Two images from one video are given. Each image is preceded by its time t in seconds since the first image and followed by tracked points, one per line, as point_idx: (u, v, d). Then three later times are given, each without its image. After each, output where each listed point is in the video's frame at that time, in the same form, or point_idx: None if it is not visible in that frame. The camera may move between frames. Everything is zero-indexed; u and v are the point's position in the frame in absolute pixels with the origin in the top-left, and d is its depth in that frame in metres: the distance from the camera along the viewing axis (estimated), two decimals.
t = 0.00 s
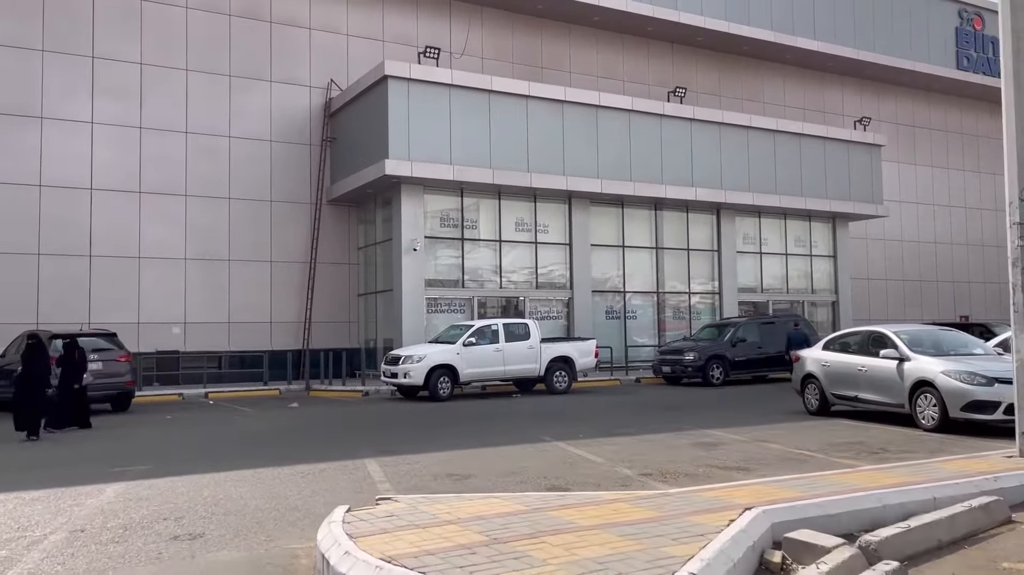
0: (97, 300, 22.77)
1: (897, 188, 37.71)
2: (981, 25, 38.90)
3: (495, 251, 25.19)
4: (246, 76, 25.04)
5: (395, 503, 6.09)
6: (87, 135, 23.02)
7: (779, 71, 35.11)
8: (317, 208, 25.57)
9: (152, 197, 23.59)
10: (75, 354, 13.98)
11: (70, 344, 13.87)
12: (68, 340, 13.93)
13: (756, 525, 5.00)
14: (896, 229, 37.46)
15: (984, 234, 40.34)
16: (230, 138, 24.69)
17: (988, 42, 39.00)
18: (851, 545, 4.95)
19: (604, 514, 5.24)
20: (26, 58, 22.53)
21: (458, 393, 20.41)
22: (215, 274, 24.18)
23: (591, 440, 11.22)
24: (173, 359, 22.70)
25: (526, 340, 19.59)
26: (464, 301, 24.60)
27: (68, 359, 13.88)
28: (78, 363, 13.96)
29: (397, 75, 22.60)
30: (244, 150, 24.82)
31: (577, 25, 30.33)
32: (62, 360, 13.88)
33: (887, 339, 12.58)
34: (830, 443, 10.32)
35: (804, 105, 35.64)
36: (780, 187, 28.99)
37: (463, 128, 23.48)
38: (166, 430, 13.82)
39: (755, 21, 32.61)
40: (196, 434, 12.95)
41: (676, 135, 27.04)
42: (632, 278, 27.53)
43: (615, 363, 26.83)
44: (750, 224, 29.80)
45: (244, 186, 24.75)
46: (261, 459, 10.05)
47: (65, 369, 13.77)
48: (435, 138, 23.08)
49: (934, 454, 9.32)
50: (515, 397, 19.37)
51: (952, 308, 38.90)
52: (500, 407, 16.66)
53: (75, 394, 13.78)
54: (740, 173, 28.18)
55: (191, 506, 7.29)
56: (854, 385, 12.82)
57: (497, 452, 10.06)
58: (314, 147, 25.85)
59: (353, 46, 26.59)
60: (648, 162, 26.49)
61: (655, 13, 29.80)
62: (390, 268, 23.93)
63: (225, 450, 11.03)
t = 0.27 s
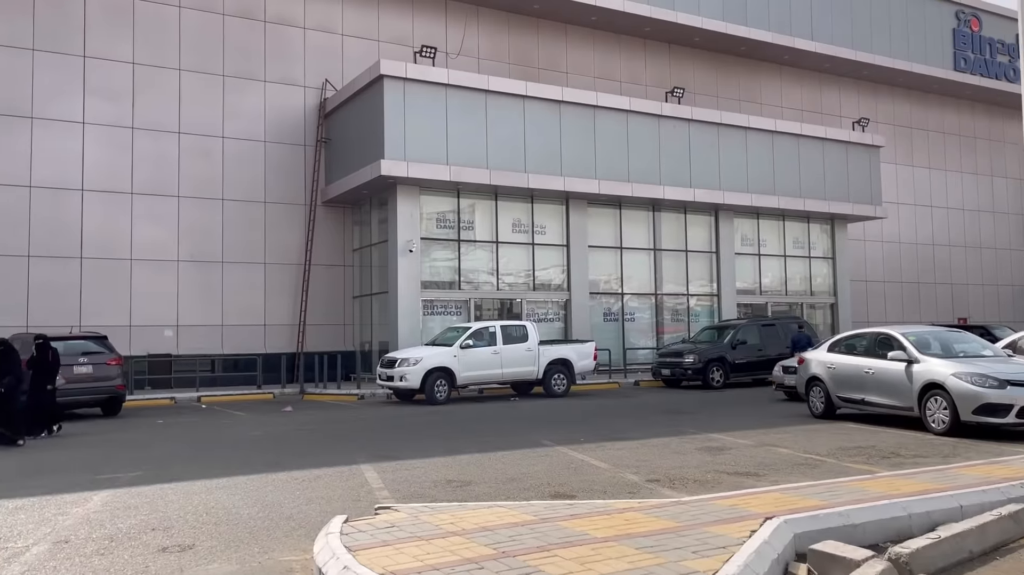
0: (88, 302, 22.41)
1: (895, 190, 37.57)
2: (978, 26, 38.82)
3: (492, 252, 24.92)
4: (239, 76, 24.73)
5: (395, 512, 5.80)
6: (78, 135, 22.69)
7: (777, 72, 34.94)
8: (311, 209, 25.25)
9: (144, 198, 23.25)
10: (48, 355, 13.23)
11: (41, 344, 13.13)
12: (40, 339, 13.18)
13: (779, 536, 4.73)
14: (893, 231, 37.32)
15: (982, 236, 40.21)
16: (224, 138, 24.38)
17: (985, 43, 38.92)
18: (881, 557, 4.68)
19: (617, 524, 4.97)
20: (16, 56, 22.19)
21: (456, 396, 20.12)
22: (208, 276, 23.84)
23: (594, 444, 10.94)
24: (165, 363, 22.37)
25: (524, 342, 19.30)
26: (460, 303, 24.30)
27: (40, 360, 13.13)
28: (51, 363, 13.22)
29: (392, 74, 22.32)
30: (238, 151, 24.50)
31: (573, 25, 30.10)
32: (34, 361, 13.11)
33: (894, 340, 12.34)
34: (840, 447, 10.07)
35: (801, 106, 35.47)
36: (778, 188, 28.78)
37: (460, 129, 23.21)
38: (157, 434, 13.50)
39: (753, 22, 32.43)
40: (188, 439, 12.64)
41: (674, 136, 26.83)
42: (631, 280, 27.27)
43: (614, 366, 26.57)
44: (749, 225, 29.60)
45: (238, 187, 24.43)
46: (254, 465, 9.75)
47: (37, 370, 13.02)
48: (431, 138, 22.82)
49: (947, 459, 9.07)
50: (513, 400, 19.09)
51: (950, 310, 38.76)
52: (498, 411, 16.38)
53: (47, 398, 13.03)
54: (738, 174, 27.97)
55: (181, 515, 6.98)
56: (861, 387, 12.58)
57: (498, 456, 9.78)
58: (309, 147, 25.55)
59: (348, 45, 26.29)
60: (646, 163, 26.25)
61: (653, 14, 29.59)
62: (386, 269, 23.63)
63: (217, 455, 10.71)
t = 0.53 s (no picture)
0: (76, 305, 22.02)
1: (891, 191, 37.44)
2: (973, 27, 38.76)
3: (487, 254, 24.63)
4: (231, 76, 24.39)
5: (394, 527, 5.49)
6: (66, 135, 22.31)
7: (772, 73, 34.76)
8: (304, 210, 24.90)
9: (134, 199, 22.88)
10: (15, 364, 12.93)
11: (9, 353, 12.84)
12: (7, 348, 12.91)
13: (805, 554, 4.45)
14: (889, 232, 37.19)
15: (977, 237, 40.12)
16: (215, 139, 24.02)
17: (980, 44, 38.85)
18: None
19: (631, 542, 4.67)
20: (2, 55, 21.80)
21: (451, 400, 19.81)
22: (199, 279, 23.47)
23: (595, 451, 10.64)
24: (155, 367, 22.01)
25: (521, 345, 19.00)
26: (454, 305, 23.99)
27: (7, 370, 12.84)
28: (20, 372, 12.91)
29: (386, 73, 22.02)
30: (229, 152, 24.15)
31: (568, 25, 29.85)
32: (1, 370, 12.85)
33: (901, 343, 12.09)
34: (849, 453, 9.79)
35: (797, 107, 35.30)
36: (775, 189, 28.57)
37: (455, 129, 22.93)
38: (145, 441, 13.14)
39: (749, 22, 32.25)
40: (178, 446, 12.30)
41: (671, 137, 26.60)
42: (627, 282, 27.01)
43: (610, 368, 26.31)
44: (745, 227, 29.39)
45: (229, 188, 24.07)
46: (245, 474, 9.41)
47: (3, 380, 12.74)
48: (426, 138, 22.52)
49: (961, 465, 8.81)
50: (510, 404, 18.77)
51: (947, 312, 38.64)
52: (495, 415, 16.07)
53: (13, 409, 12.67)
54: (735, 175, 27.76)
55: (168, 529, 6.65)
56: (866, 391, 12.33)
57: (497, 464, 9.47)
58: (301, 148, 25.22)
59: (340, 45, 25.97)
60: (642, 164, 26.01)
61: (648, 13, 29.37)
62: (380, 272, 23.31)
63: (207, 463, 10.37)
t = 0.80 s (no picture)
0: (62, 308, 21.61)
1: (884, 191, 37.41)
2: (964, 27, 38.78)
3: (481, 255, 24.36)
4: (220, 74, 24.04)
5: (395, 538, 5.23)
6: (52, 134, 21.91)
7: (765, 73, 34.65)
8: (294, 211, 24.56)
9: (121, 199, 22.50)
10: None
11: None
12: None
13: (835, 566, 4.21)
14: (882, 232, 37.15)
15: (969, 237, 40.16)
16: (204, 138, 23.67)
17: (972, 44, 38.88)
18: None
19: (649, 554, 4.42)
20: None
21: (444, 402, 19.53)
22: (188, 280, 23.11)
23: (596, 454, 10.39)
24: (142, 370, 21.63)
25: (516, 346, 18.74)
26: (447, 306, 23.71)
27: None
28: None
29: (378, 71, 21.73)
30: (219, 151, 23.80)
31: (561, 24, 29.64)
32: None
33: (904, 342, 11.90)
34: (855, 456, 9.59)
35: (789, 107, 35.21)
36: (769, 189, 28.42)
37: (448, 128, 22.66)
38: (132, 445, 12.81)
39: (742, 22, 32.13)
40: (167, 450, 11.99)
41: (664, 136, 26.40)
42: (621, 282, 26.80)
43: (605, 370, 26.08)
44: (739, 227, 29.23)
45: (219, 188, 23.72)
46: (236, 480, 9.11)
47: None
48: (418, 137, 22.24)
49: (972, 468, 8.62)
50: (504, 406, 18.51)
51: (939, 312, 38.64)
52: (491, 417, 15.81)
53: None
54: (729, 176, 27.59)
55: (156, 540, 6.36)
56: (869, 392, 12.15)
57: (497, 468, 9.21)
58: (291, 148, 24.89)
59: (331, 43, 25.64)
60: (636, 163, 25.81)
61: (641, 12, 29.18)
62: (371, 272, 23.00)
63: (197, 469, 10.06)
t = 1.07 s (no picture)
0: (43, 310, 21.18)
1: (872, 191, 37.44)
2: (952, 28, 38.89)
3: (470, 255, 24.09)
4: (205, 72, 23.67)
5: (395, 555, 4.97)
6: (33, 133, 21.48)
7: (754, 73, 34.58)
8: (281, 210, 24.22)
9: (104, 199, 22.09)
10: None
11: None
12: None
13: None
14: (870, 233, 37.18)
15: (956, 238, 40.29)
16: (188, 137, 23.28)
17: (959, 45, 38.98)
18: None
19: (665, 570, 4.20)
20: None
21: (435, 405, 19.26)
22: (173, 282, 22.72)
23: (593, 459, 10.15)
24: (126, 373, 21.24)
25: (507, 348, 18.50)
26: (437, 308, 23.44)
27: None
28: None
29: (367, 69, 21.44)
30: (203, 151, 23.42)
31: (550, 23, 29.43)
32: None
33: (903, 343, 11.73)
34: (857, 460, 9.41)
35: (778, 107, 35.16)
36: (760, 189, 28.32)
37: (437, 127, 22.39)
38: (115, 451, 12.47)
39: (731, 22, 32.05)
40: (151, 457, 11.66)
41: (655, 136, 26.24)
42: (612, 283, 26.61)
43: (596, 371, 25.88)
44: (730, 227, 29.13)
45: (204, 188, 23.34)
46: (222, 489, 8.80)
47: None
48: (407, 136, 21.95)
49: (978, 471, 8.44)
50: (496, 409, 18.25)
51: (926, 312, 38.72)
52: (483, 421, 15.54)
53: None
54: (720, 176, 27.47)
55: (139, 554, 6.06)
56: (867, 394, 11.98)
57: (493, 475, 8.95)
58: (278, 147, 24.55)
59: (318, 41, 25.31)
60: (627, 163, 25.64)
61: (631, 12, 29.02)
62: (360, 274, 22.70)
63: (181, 477, 9.74)
